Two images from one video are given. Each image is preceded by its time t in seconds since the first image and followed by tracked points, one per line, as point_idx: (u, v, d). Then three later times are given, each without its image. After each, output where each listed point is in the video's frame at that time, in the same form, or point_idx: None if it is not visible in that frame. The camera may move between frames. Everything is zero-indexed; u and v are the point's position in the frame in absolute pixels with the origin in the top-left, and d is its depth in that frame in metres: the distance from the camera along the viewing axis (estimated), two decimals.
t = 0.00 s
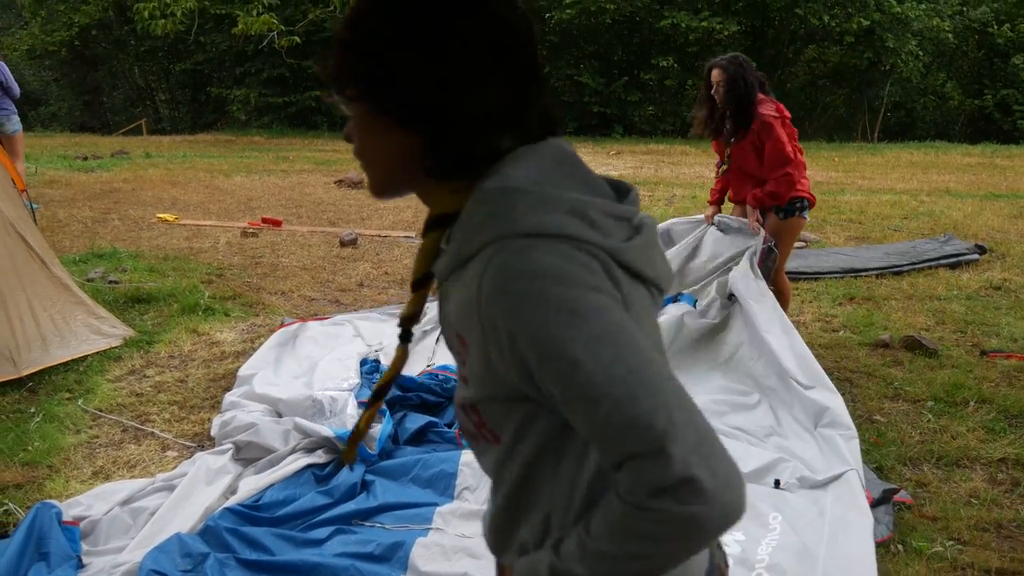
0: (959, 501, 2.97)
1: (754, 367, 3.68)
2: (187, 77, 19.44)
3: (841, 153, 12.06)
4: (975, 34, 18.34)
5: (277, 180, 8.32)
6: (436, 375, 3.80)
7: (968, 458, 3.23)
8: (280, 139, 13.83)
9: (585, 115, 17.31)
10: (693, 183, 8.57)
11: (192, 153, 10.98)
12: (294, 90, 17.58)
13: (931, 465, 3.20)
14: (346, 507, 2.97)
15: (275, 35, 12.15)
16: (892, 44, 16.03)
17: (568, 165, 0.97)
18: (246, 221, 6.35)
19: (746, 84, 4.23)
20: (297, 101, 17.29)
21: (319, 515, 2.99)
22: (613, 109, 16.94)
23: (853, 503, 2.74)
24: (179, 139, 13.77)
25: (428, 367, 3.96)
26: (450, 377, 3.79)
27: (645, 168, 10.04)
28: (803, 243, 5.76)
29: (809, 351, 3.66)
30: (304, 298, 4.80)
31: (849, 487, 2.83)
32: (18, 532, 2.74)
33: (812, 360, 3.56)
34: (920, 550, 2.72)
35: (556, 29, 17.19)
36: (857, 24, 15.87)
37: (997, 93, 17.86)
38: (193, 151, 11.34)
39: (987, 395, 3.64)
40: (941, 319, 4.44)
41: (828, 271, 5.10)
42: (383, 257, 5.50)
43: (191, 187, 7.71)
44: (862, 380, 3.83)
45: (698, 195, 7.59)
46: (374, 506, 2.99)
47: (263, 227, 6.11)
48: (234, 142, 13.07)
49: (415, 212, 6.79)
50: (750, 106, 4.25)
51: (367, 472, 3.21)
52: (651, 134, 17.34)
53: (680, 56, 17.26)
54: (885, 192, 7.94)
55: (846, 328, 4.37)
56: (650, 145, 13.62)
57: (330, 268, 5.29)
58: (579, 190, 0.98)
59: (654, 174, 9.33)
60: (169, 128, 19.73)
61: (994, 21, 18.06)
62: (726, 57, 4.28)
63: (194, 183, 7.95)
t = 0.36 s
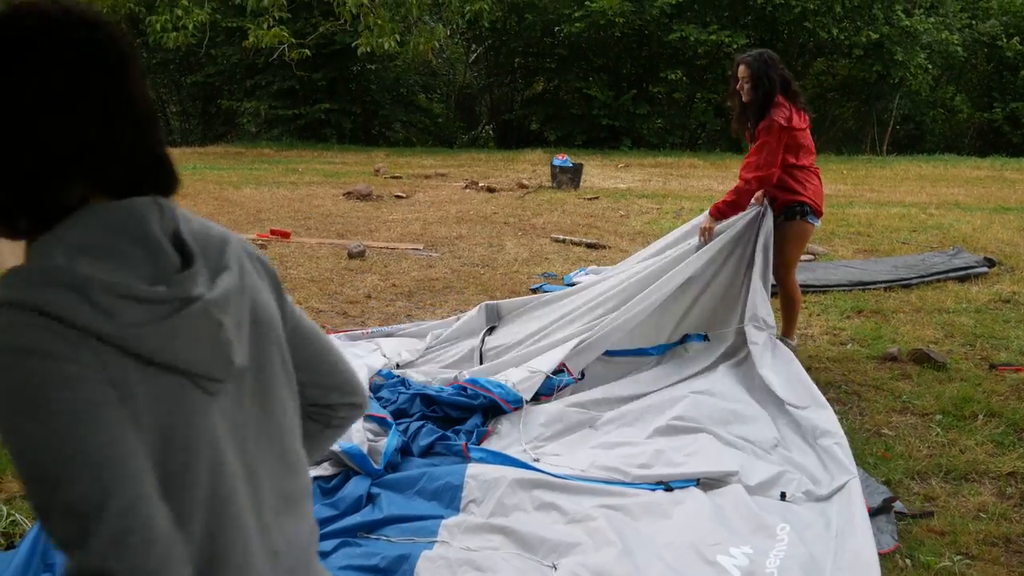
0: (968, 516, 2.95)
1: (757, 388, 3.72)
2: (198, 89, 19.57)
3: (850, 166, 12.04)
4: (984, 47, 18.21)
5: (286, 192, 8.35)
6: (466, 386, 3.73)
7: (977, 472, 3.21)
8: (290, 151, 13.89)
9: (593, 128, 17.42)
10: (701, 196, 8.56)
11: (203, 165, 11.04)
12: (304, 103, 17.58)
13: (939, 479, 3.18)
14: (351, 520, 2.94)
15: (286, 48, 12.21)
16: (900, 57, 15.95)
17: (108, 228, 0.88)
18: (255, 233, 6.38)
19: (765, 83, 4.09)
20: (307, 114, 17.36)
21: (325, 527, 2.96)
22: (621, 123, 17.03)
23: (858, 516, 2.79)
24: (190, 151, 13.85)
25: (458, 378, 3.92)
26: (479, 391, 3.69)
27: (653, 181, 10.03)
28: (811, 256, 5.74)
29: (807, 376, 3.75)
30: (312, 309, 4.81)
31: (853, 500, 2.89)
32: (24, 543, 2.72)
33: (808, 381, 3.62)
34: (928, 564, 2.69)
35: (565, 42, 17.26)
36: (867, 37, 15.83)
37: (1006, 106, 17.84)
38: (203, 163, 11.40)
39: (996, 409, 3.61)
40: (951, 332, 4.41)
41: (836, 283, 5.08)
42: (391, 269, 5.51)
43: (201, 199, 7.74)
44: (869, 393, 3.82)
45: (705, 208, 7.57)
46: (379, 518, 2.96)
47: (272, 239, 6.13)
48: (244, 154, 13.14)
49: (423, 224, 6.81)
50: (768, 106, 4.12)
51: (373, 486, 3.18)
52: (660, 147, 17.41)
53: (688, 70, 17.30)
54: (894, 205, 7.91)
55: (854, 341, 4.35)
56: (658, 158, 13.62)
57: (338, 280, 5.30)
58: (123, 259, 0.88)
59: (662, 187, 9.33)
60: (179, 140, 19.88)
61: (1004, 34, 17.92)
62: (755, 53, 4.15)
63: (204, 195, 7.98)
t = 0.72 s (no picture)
0: (944, 531, 2.95)
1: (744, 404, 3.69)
2: (180, 105, 19.50)
3: (829, 184, 12.12)
4: (961, 67, 18.34)
5: (266, 208, 8.33)
6: (468, 400, 3.77)
7: (954, 488, 3.22)
8: (271, 168, 13.83)
9: (575, 145, 17.51)
10: (682, 214, 8.59)
11: (182, 181, 10.98)
12: (286, 119, 17.62)
13: (916, 494, 3.19)
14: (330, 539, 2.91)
15: (267, 64, 12.19)
16: (879, 76, 16.05)
17: None
18: (234, 249, 6.36)
19: (732, 103, 4.22)
20: (289, 130, 17.33)
21: (302, 545, 2.93)
22: (603, 140, 17.13)
23: (835, 530, 2.79)
24: (171, 167, 13.77)
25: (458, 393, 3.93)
26: (481, 406, 3.73)
27: (634, 199, 10.07)
28: (791, 273, 5.78)
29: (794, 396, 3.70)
30: (292, 326, 4.80)
31: (831, 516, 2.88)
32: None
33: (795, 394, 3.52)
34: None
35: (547, 60, 17.27)
36: (845, 57, 15.91)
37: (983, 125, 18.05)
38: (183, 179, 11.34)
39: (972, 424, 3.63)
40: (927, 348, 4.44)
41: (815, 300, 5.11)
42: (371, 286, 5.50)
43: (180, 215, 7.71)
44: (847, 408, 3.84)
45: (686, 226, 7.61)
46: (358, 536, 2.94)
47: (252, 255, 6.11)
48: (225, 171, 13.07)
49: (404, 241, 6.80)
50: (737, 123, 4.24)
51: (352, 505, 3.15)
52: (641, 164, 17.54)
53: (670, 88, 17.35)
54: (872, 223, 7.97)
55: (832, 357, 4.37)
56: (639, 175, 13.68)
57: (318, 296, 5.28)
58: None
59: (643, 205, 9.36)
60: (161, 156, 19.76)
61: (981, 54, 18.04)
62: (720, 73, 4.27)
63: (183, 211, 7.94)
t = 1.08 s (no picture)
0: (930, 548, 2.95)
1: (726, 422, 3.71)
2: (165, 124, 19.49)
3: (812, 202, 12.21)
4: (941, 85, 18.49)
5: (252, 227, 8.32)
6: (476, 395, 3.79)
7: (938, 504, 3.22)
8: (256, 187, 13.79)
9: (559, 163, 17.62)
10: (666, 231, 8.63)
11: (167, 200, 10.96)
12: (271, 137, 17.65)
13: (901, 511, 3.19)
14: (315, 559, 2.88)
15: (252, 83, 12.21)
16: (860, 94, 16.19)
17: None
18: (219, 268, 6.34)
19: (700, 121, 4.27)
20: (273, 149, 17.34)
21: (286, 565, 2.89)
22: (588, 159, 17.24)
23: (821, 547, 2.79)
24: (154, 186, 13.72)
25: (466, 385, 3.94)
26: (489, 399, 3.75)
27: (619, 216, 10.11)
28: (775, 290, 5.80)
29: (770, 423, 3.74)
30: (277, 344, 4.78)
31: (816, 533, 2.88)
32: None
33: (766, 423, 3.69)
34: None
35: (532, 79, 17.28)
36: (827, 75, 16.02)
37: (963, 143, 18.26)
38: (168, 198, 11.33)
39: (956, 440, 3.65)
40: (910, 365, 4.46)
41: (800, 317, 5.14)
42: (357, 304, 5.50)
43: (165, 234, 7.69)
44: (831, 424, 3.85)
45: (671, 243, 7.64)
46: (343, 556, 2.91)
47: (237, 274, 6.09)
48: (210, 189, 13.04)
49: (390, 259, 6.81)
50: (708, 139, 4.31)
51: (337, 527, 3.11)
52: (626, 182, 17.69)
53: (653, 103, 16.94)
54: (855, 240, 8.02)
55: (817, 374, 4.39)
56: (623, 193, 13.74)
57: (303, 315, 5.27)
58: None
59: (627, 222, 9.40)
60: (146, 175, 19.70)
61: (961, 73, 18.19)
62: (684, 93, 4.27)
63: (168, 230, 7.92)
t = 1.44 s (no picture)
0: (930, 558, 2.94)
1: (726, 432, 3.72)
2: (165, 136, 19.51)
3: (812, 212, 12.20)
4: (940, 96, 18.51)
5: (252, 238, 8.33)
6: (489, 406, 3.88)
7: (939, 515, 3.21)
8: (255, 198, 13.75)
9: (559, 174, 17.67)
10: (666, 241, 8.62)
11: (167, 211, 10.94)
12: (271, 148, 17.68)
13: (902, 521, 3.18)
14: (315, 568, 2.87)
15: (251, 95, 12.24)
16: (859, 105, 16.23)
17: None
18: (219, 279, 6.34)
19: (691, 135, 4.42)
20: (273, 160, 17.37)
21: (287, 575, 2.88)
22: (588, 169, 17.28)
23: (824, 558, 2.78)
24: (155, 197, 13.70)
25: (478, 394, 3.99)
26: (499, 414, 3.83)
27: (619, 227, 10.11)
28: (775, 300, 5.81)
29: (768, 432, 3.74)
30: (277, 355, 4.78)
31: (818, 543, 2.88)
32: None
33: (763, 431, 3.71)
34: None
35: (531, 89, 17.29)
36: (825, 86, 16.03)
37: (962, 153, 18.30)
38: (168, 209, 11.32)
39: (957, 450, 3.64)
40: (910, 375, 4.46)
41: (799, 327, 5.14)
42: (357, 314, 5.50)
43: (165, 245, 7.69)
44: (831, 434, 3.85)
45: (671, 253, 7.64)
46: (343, 566, 2.90)
47: (237, 284, 6.10)
48: (210, 200, 13.02)
49: (390, 270, 6.81)
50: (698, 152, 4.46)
51: (336, 538, 3.10)
52: (625, 193, 17.73)
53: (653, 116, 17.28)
54: (855, 250, 8.02)
55: (817, 384, 4.38)
56: (623, 203, 13.75)
57: (303, 325, 5.27)
58: None
59: (627, 233, 9.40)
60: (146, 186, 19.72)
61: (959, 83, 18.21)
62: (674, 108, 4.44)
63: (168, 241, 7.92)
